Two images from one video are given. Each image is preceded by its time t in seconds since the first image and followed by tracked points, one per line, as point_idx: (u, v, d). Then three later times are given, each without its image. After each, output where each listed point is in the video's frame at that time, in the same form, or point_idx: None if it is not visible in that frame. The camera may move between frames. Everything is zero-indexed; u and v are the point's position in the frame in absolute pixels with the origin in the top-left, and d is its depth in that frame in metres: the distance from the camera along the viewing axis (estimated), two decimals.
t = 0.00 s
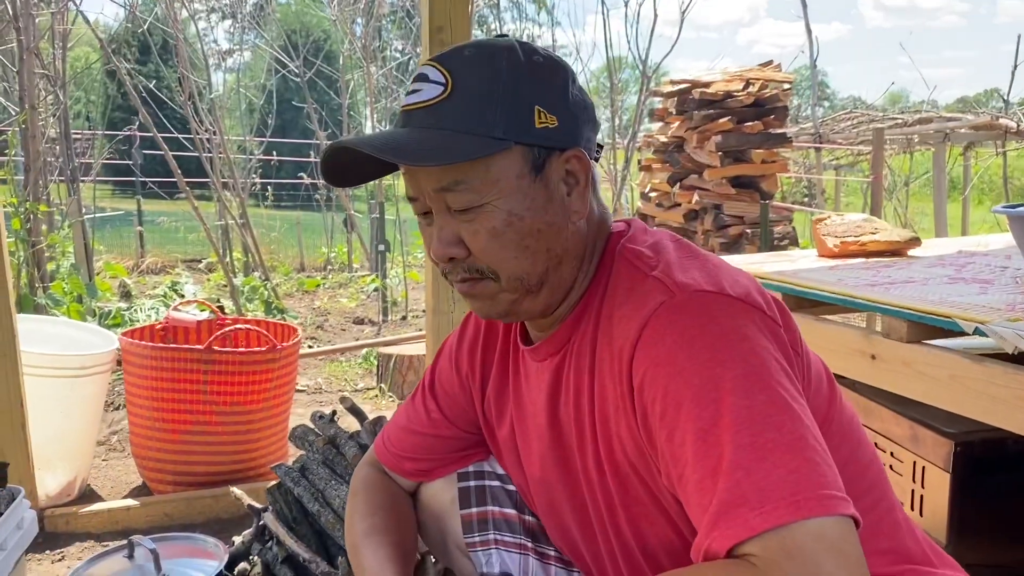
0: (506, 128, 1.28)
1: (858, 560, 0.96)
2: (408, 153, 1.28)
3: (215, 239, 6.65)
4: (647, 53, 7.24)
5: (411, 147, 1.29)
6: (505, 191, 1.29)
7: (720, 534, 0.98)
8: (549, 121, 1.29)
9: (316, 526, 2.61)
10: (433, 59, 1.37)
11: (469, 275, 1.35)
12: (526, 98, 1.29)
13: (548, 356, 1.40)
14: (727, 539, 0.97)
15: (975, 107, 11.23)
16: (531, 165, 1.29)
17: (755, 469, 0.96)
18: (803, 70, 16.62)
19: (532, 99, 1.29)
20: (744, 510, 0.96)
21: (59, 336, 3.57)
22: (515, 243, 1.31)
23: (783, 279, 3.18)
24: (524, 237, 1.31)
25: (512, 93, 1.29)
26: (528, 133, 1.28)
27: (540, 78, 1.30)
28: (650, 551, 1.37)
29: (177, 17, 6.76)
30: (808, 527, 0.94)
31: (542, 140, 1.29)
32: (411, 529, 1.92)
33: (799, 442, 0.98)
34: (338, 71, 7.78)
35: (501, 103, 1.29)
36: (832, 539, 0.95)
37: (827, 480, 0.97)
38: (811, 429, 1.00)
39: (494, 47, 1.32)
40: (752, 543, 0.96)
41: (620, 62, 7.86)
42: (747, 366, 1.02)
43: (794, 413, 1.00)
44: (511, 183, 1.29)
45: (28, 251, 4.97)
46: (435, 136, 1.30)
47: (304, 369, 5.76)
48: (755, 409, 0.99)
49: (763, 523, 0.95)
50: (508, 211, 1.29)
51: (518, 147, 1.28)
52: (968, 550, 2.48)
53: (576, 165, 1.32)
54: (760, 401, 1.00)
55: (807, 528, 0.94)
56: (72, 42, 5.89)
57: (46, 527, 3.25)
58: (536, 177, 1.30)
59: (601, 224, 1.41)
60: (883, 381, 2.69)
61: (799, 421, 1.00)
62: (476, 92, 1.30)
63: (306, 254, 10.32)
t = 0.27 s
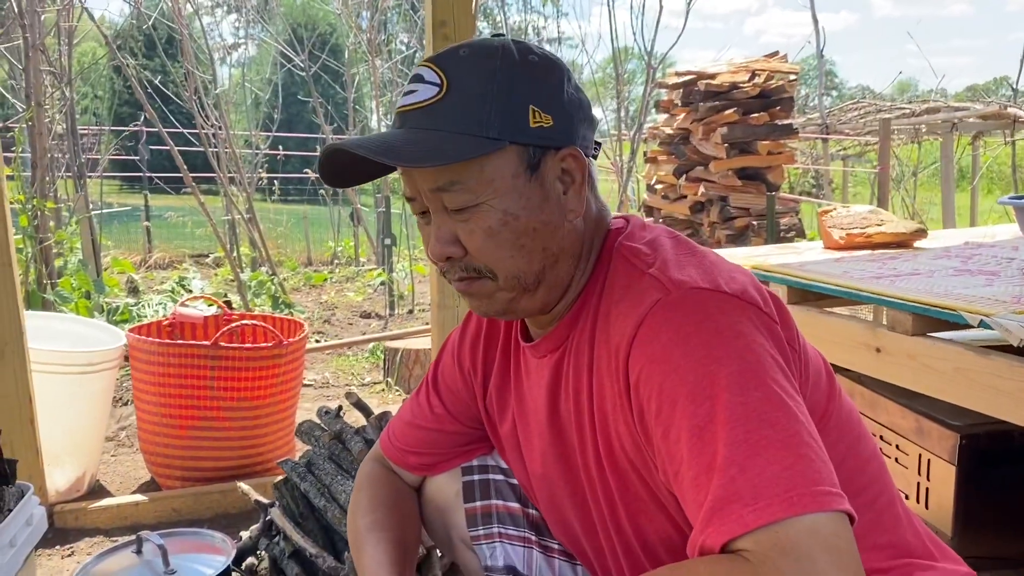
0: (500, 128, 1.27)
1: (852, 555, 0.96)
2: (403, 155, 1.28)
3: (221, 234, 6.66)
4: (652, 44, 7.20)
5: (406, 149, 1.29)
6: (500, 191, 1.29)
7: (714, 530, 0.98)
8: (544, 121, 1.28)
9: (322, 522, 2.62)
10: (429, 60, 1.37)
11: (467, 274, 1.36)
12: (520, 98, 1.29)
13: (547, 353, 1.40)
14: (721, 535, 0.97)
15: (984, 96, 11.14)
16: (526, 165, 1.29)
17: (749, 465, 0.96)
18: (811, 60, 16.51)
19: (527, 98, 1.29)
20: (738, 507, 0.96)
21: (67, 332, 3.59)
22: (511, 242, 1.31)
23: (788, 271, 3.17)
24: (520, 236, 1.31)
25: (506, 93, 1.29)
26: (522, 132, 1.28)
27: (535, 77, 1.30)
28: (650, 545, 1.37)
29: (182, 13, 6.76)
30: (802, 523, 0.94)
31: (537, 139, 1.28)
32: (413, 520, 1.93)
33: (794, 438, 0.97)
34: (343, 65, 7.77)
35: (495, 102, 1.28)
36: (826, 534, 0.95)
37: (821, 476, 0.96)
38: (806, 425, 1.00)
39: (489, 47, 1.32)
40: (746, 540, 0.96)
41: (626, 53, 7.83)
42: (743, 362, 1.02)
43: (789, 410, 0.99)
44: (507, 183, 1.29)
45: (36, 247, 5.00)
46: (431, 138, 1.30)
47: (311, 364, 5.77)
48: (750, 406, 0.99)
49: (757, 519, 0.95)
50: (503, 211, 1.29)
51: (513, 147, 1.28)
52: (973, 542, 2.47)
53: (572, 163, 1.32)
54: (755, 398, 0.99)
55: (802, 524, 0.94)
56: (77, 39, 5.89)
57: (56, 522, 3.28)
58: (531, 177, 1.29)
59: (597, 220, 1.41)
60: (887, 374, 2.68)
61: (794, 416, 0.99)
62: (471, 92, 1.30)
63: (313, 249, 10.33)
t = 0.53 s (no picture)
0: (504, 120, 1.26)
1: (858, 541, 0.97)
2: (408, 147, 1.27)
3: (230, 229, 6.68)
4: (660, 36, 7.18)
5: (410, 140, 1.28)
6: (505, 183, 1.28)
7: (721, 516, 0.98)
8: (549, 113, 1.28)
9: (332, 514, 2.63)
10: (433, 52, 1.35)
11: (472, 267, 1.36)
12: (525, 90, 1.28)
13: (554, 345, 1.40)
14: (727, 521, 0.97)
15: (994, 86, 11.07)
16: (531, 157, 1.29)
17: (755, 452, 0.96)
18: (819, 52, 16.42)
19: (531, 91, 1.28)
20: (745, 494, 0.96)
21: (77, 327, 3.61)
22: (517, 234, 1.31)
23: (797, 263, 3.17)
24: (525, 228, 1.31)
25: (511, 85, 1.28)
26: (527, 125, 1.27)
27: (539, 69, 1.29)
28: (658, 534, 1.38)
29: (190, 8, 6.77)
30: (808, 508, 0.94)
31: (542, 131, 1.28)
32: (421, 510, 1.94)
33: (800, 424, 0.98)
34: (351, 60, 7.78)
35: (500, 94, 1.28)
36: (833, 519, 0.95)
37: (827, 461, 0.97)
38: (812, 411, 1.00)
39: (493, 38, 1.31)
40: (753, 526, 0.96)
41: (634, 46, 7.81)
42: (746, 351, 1.02)
43: (794, 397, 1.00)
44: (511, 175, 1.28)
45: (47, 242, 5.03)
46: (435, 129, 1.28)
47: (320, 358, 5.80)
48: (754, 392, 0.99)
49: (763, 506, 0.95)
50: (508, 204, 1.29)
51: (518, 138, 1.28)
52: (984, 533, 2.47)
53: (576, 155, 1.32)
54: (761, 385, 1.00)
55: (808, 509, 0.94)
56: (86, 35, 5.91)
57: (68, 515, 3.31)
58: (536, 168, 1.29)
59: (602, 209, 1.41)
60: (897, 365, 2.68)
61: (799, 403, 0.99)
62: (476, 84, 1.29)
63: (321, 243, 10.35)
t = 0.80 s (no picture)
0: (503, 117, 1.26)
1: (864, 528, 0.95)
2: (406, 142, 1.27)
3: (240, 226, 6.70)
4: (669, 31, 7.15)
5: (409, 136, 1.28)
6: (502, 181, 1.28)
7: (725, 507, 0.97)
8: (549, 111, 1.28)
9: (344, 508, 2.65)
10: (434, 48, 1.36)
11: (468, 263, 1.37)
12: (525, 88, 1.28)
13: (558, 345, 1.41)
14: (734, 512, 0.96)
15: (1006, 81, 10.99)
16: (530, 155, 1.28)
17: (758, 441, 0.96)
18: (829, 47, 16.37)
19: (532, 88, 1.28)
20: (751, 482, 0.95)
21: (90, 323, 3.63)
22: (514, 232, 1.31)
23: (807, 258, 3.17)
24: (522, 227, 1.31)
25: (511, 83, 1.28)
26: (526, 123, 1.27)
27: (541, 67, 1.29)
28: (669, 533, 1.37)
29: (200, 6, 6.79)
30: (813, 493, 0.93)
31: (541, 129, 1.28)
32: (428, 497, 1.95)
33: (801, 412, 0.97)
34: (360, 57, 7.78)
35: (501, 90, 1.27)
36: (838, 505, 0.94)
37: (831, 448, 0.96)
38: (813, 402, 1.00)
39: (496, 35, 1.31)
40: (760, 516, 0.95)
41: (643, 42, 7.79)
42: (745, 344, 1.02)
43: (796, 388, 0.99)
44: (509, 172, 1.28)
45: (60, 240, 5.06)
46: (435, 124, 1.28)
47: (331, 354, 5.82)
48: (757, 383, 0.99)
49: (767, 493, 0.94)
50: (505, 202, 1.29)
51: (517, 136, 1.27)
52: (997, 528, 2.47)
53: (576, 154, 1.32)
54: (763, 376, 0.99)
55: (813, 494, 0.93)
56: (96, 33, 5.93)
57: (82, 510, 3.33)
58: (535, 167, 1.29)
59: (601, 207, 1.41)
60: (909, 360, 2.67)
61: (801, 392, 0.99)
62: (476, 80, 1.29)
63: (331, 241, 10.38)
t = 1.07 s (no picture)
0: (489, 132, 1.19)
1: None
2: (385, 155, 1.20)
3: (250, 226, 6.73)
4: (678, 31, 7.15)
5: (389, 148, 1.22)
6: (487, 199, 1.21)
7: None
8: (538, 126, 1.21)
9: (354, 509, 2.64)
10: (420, 55, 1.29)
11: (449, 282, 1.31)
12: (513, 101, 1.21)
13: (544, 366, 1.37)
14: None
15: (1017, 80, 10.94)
16: (516, 172, 1.22)
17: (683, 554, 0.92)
18: (837, 46, 16.32)
19: (520, 102, 1.21)
20: None
21: (101, 323, 3.65)
22: (498, 253, 1.25)
23: (818, 258, 3.16)
24: (507, 247, 1.25)
25: (499, 95, 1.21)
26: (513, 138, 1.20)
27: (531, 80, 1.23)
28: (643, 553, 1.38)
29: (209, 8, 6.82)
30: None
31: (528, 145, 1.21)
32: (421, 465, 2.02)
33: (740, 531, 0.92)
34: (368, 57, 7.80)
35: (488, 102, 1.21)
36: None
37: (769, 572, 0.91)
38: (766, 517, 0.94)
39: (486, 44, 1.25)
40: None
41: (651, 41, 7.78)
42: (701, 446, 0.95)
43: (738, 499, 0.93)
44: (495, 189, 1.21)
45: (70, 240, 5.09)
46: (418, 136, 1.22)
47: (340, 354, 5.83)
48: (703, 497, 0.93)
49: None
50: (489, 221, 1.22)
51: (504, 152, 1.21)
52: (1010, 529, 2.46)
53: (566, 172, 1.25)
54: (704, 483, 0.93)
55: None
56: (107, 34, 5.96)
57: (94, 509, 3.35)
58: (522, 185, 1.22)
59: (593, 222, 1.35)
60: (920, 360, 2.66)
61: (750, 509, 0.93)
62: (463, 91, 1.22)
63: (339, 241, 10.40)
